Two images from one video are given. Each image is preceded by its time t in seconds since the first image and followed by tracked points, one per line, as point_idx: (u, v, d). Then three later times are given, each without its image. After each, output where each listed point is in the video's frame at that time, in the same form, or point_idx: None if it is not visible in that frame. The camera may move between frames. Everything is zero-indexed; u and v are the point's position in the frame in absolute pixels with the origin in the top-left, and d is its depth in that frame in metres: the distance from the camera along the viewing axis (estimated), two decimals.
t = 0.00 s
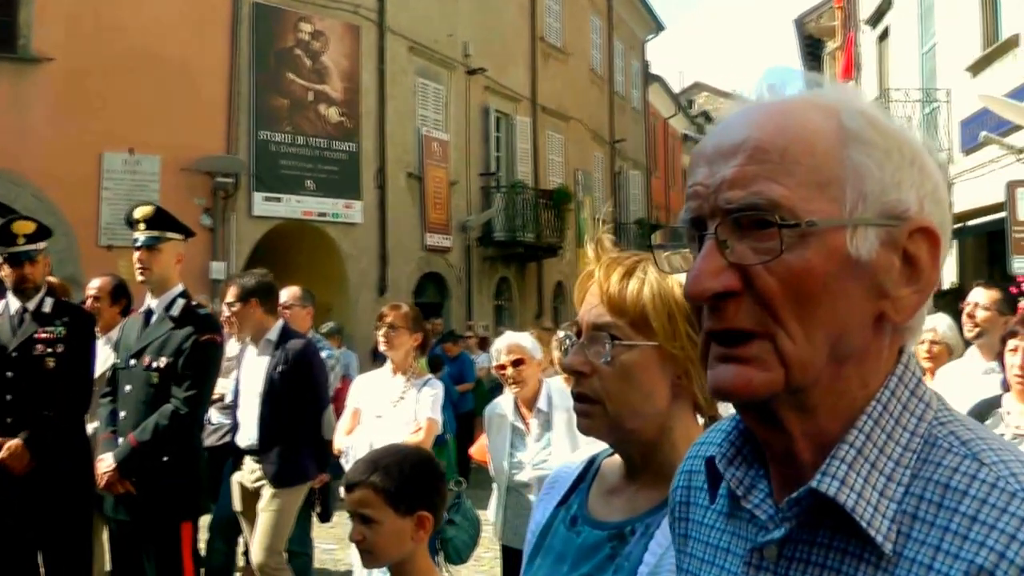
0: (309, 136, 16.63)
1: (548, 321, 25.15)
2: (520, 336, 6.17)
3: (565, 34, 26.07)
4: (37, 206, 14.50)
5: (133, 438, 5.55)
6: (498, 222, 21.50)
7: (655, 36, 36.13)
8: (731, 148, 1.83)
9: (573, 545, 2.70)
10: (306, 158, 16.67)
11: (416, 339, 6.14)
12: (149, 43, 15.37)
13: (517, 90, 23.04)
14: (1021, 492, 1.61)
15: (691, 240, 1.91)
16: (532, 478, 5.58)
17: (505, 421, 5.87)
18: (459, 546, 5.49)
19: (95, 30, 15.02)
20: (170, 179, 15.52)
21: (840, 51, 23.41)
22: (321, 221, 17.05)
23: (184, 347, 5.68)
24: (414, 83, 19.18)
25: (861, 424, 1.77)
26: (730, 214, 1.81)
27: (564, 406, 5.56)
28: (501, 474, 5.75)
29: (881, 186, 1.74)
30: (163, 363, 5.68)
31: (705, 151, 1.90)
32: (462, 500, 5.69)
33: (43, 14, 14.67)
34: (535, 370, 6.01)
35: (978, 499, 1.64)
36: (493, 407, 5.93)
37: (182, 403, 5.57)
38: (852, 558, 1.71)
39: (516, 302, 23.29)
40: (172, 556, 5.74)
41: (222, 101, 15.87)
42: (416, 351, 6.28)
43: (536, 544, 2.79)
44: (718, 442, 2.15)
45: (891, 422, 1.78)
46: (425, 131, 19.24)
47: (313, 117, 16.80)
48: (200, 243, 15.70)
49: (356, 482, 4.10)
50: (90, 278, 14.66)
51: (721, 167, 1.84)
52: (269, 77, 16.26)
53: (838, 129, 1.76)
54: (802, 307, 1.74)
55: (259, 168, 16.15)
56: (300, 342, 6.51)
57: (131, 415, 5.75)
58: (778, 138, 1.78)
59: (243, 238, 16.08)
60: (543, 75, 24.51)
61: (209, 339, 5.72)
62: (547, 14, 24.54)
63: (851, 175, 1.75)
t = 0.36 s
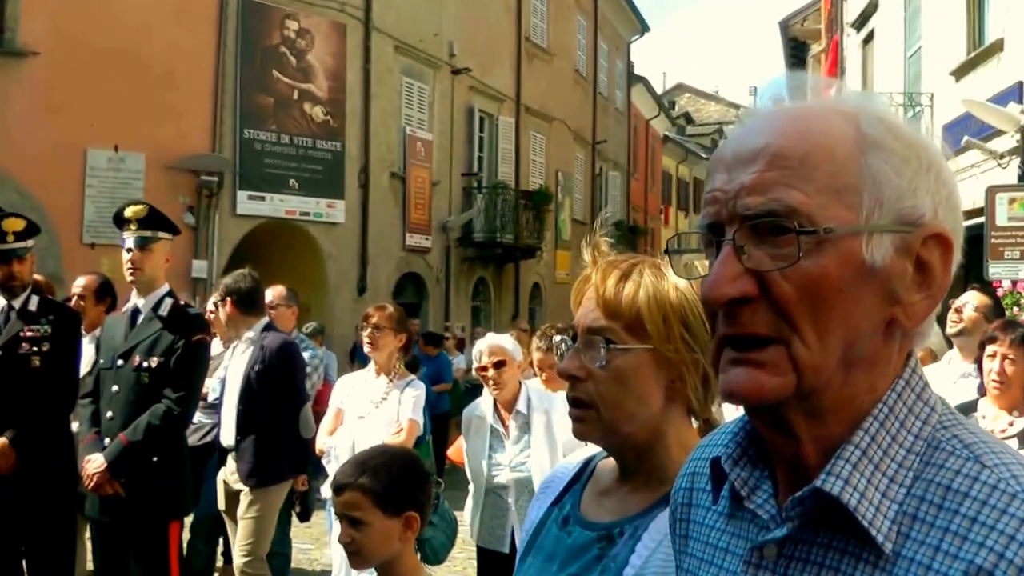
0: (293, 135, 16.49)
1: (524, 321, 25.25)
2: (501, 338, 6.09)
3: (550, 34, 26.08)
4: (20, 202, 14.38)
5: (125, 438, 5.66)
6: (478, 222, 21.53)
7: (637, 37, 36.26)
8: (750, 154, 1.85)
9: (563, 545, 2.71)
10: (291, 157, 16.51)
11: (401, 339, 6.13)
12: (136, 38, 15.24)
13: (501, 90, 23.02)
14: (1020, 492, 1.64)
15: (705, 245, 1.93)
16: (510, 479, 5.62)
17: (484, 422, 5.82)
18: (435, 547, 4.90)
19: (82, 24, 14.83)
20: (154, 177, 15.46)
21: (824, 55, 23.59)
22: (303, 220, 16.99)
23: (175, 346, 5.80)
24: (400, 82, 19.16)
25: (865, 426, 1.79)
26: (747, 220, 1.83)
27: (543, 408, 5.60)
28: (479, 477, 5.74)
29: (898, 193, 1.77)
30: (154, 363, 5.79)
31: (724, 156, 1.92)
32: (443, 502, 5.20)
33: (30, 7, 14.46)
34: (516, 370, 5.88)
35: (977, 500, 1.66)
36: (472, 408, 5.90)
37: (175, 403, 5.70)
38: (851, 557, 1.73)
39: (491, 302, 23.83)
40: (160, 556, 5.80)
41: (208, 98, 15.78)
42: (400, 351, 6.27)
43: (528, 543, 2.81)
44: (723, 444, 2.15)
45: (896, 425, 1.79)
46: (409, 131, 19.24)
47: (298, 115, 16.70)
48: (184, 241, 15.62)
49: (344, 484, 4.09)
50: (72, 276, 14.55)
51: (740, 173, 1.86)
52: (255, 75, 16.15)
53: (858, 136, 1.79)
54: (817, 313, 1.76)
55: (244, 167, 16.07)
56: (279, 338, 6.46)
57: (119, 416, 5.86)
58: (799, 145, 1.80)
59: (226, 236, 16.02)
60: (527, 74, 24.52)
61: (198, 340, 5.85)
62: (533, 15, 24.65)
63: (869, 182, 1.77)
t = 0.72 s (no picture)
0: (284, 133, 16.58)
1: (514, 321, 25.27)
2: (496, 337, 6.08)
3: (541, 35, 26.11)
4: (10, 199, 14.36)
5: (118, 435, 5.65)
6: (469, 222, 21.54)
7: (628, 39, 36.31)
8: (761, 155, 1.88)
9: (559, 544, 2.72)
10: (281, 155, 16.65)
11: (394, 338, 6.14)
12: (127, 36, 15.22)
13: (491, 90, 23.02)
14: None
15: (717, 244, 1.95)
16: (501, 478, 5.60)
17: (476, 422, 5.86)
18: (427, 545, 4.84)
19: (73, 21, 14.81)
20: (146, 175, 15.41)
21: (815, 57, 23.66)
22: (295, 219, 17.06)
23: (167, 344, 5.81)
24: (390, 81, 19.17)
25: (870, 428, 1.81)
26: (755, 222, 1.85)
27: (535, 407, 5.64)
28: (470, 476, 5.74)
29: (908, 195, 1.78)
30: (146, 361, 5.79)
31: (736, 157, 1.95)
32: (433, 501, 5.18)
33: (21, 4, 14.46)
34: (509, 370, 5.90)
35: (982, 502, 1.67)
36: (464, 408, 5.93)
37: (168, 401, 5.75)
38: (855, 558, 1.74)
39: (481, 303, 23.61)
40: (152, 554, 5.81)
41: (198, 96, 15.77)
42: (393, 350, 6.27)
43: (524, 542, 2.83)
44: (733, 442, 2.17)
45: (902, 427, 1.81)
46: (400, 130, 19.25)
47: (289, 114, 16.79)
48: (174, 239, 15.60)
49: (340, 482, 4.10)
50: (62, 273, 14.49)
51: (750, 174, 1.88)
52: (246, 72, 16.18)
53: (868, 140, 1.81)
54: (825, 314, 1.78)
55: (235, 165, 16.08)
56: (269, 336, 6.45)
57: (110, 414, 5.84)
58: (809, 147, 1.82)
59: (216, 235, 15.99)
60: (518, 75, 24.55)
61: (190, 338, 5.85)
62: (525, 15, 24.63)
63: (878, 185, 1.79)
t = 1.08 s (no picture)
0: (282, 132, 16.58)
1: (511, 321, 25.27)
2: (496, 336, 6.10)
3: (539, 35, 26.13)
4: (7, 196, 14.34)
5: (115, 434, 5.65)
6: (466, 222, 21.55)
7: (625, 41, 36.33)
8: (771, 157, 1.89)
9: (554, 543, 2.73)
10: (278, 153, 16.61)
11: (394, 337, 6.13)
12: (124, 33, 15.20)
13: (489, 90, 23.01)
14: None
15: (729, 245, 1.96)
16: (499, 477, 5.61)
17: (475, 420, 5.88)
18: (426, 543, 4.86)
19: (71, 18, 14.79)
20: (143, 172, 15.38)
21: (811, 58, 23.72)
22: (292, 217, 17.05)
23: (166, 342, 5.81)
24: (388, 81, 19.18)
25: (882, 428, 1.81)
26: (765, 223, 1.87)
27: (534, 405, 5.64)
28: (470, 473, 5.76)
29: (917, 197, 1.79)
30: (143, 359, 5.79)
31: (746, 159, 1.96)
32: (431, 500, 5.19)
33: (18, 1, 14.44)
34: (509, 369, 5.90)
35: (993, 503, 1.68)
36: (465, 406, 5.95)
37: (165, 399, 5.73)
38: (866, 559, 1.75)
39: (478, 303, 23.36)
40: (150, 552, 5.81)
41: (196, 94, 15.76)
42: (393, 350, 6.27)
43: (520, 542, 2.83)
44: (742, 443, 2.18)
45: (913, 428, 1.82)
46: (397, 130, 19.26)
47: (287, 113, 16.78)
48: (173, 235, 15.61)
49: (343, 478, 4.11)
50: (59, 271, 14.47)
51: (762, 175, 1.89)
52: (243, 71, 16.19)
53: (877, 142, 1.82)
54: (835, 315, 1.79)
55: (232, 164, 16.06)
56: (271, 336, 6.47)
57: (107, 412, 5.83)
58: (819, 148, 1.84)
59: (214, 234, 15.97)
60: (516, 75, 24.56)
61: (188, 336, 5.85)
62: (523, 15, 24.63)
63: (888, 186, 1.80)
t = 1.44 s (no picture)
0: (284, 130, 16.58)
1: (513, 320, 25.27)
2: (500, 334, 6.13)
3: (540, 34, 26.14)
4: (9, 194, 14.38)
5: (116, 432, 5.64)
6: (468, 221, 21.57)
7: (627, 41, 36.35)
8: (775, 156, 1.89)
9: (571, 543, 2.71)
10: (280, 151, 16.62)
11: (398, 335, 6.14)
12: (125, 31, 15.22)
13: (490, 89, 23.00)
14: None
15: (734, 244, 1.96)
16: (505, 476, 5.59)
17: (480, 419, 5.87)
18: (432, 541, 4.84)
19: (72, 16, 14.82)
20: (145, 171, 15.36)
21: (812, 58, 23.71)
22: (294, 215, 17.04)
23: (168, 339, 5.82)
24: (389, 80, 19.19)
25: (890, 427, 1.82)
26: (770, 221, 1.87)
27: (539, 404, 5.70)
28: (475, 473, 5.74)
29: (920, 196, 1.79)
30: (145, 357, 5.79)
31: (750, 158, 1.96)
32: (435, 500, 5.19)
33: None
34: (514, 367, 5.93)
35: (1001, 501, 1.68)
36: (470, 403, 5.95)
37: (167, 396, 5.72)
38: (877, 557, 1.75)
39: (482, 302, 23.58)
40: (152, 550, 5.80)
41: (198, 92, 15.76)
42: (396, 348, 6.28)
43: (533, 542, 2.82)
44: (751, 442, 2.19)
45: (920, 427, 1.82)
46: (399, 129, 19.26)
47: (288, 111, 16.76)
48: (174, 234, 15.57)
49: (336, 476, 4.12)
50: (61, 269, 14.48)
51: (766, 175, 1.90)
52: (244, 70, 16.15)
53: (881, 140, 1.82)
54: (839, 314, 1.80)
55: (235, 162, 16.05)
56: (269, 333, 6.45)
57: (109, 410, 5.82)
58: (822, 148, 1.84)
59: (217, 232, 15.96)
60: (517, 75, 24.58)
61: (191, 333, 5.84)
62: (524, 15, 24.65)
63: (891, 186, 1.80)
